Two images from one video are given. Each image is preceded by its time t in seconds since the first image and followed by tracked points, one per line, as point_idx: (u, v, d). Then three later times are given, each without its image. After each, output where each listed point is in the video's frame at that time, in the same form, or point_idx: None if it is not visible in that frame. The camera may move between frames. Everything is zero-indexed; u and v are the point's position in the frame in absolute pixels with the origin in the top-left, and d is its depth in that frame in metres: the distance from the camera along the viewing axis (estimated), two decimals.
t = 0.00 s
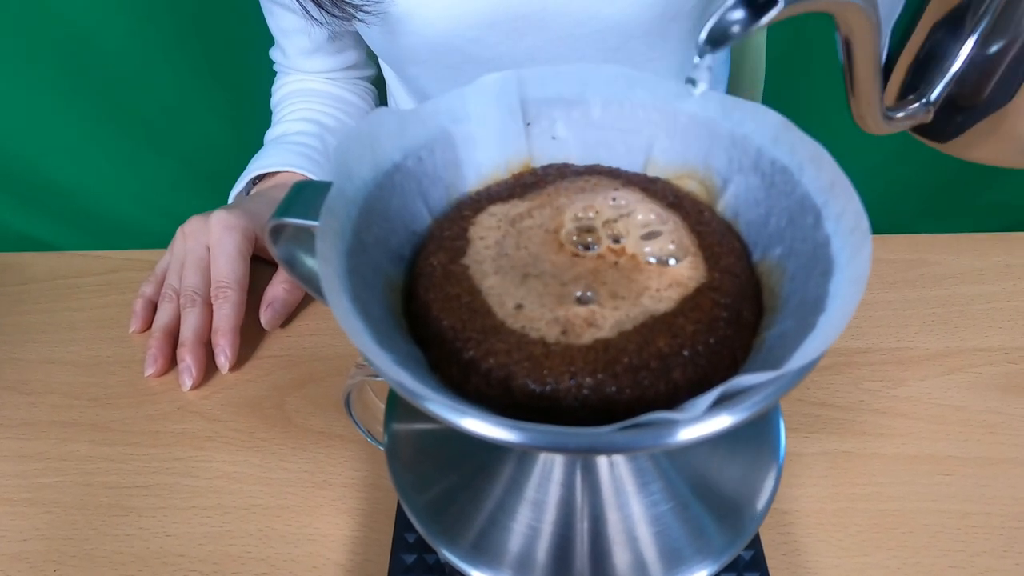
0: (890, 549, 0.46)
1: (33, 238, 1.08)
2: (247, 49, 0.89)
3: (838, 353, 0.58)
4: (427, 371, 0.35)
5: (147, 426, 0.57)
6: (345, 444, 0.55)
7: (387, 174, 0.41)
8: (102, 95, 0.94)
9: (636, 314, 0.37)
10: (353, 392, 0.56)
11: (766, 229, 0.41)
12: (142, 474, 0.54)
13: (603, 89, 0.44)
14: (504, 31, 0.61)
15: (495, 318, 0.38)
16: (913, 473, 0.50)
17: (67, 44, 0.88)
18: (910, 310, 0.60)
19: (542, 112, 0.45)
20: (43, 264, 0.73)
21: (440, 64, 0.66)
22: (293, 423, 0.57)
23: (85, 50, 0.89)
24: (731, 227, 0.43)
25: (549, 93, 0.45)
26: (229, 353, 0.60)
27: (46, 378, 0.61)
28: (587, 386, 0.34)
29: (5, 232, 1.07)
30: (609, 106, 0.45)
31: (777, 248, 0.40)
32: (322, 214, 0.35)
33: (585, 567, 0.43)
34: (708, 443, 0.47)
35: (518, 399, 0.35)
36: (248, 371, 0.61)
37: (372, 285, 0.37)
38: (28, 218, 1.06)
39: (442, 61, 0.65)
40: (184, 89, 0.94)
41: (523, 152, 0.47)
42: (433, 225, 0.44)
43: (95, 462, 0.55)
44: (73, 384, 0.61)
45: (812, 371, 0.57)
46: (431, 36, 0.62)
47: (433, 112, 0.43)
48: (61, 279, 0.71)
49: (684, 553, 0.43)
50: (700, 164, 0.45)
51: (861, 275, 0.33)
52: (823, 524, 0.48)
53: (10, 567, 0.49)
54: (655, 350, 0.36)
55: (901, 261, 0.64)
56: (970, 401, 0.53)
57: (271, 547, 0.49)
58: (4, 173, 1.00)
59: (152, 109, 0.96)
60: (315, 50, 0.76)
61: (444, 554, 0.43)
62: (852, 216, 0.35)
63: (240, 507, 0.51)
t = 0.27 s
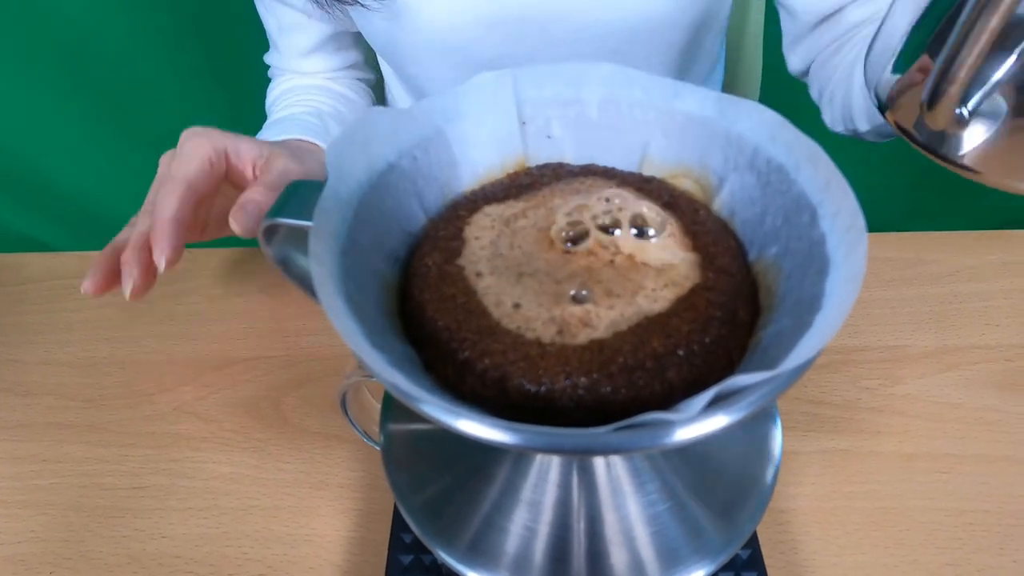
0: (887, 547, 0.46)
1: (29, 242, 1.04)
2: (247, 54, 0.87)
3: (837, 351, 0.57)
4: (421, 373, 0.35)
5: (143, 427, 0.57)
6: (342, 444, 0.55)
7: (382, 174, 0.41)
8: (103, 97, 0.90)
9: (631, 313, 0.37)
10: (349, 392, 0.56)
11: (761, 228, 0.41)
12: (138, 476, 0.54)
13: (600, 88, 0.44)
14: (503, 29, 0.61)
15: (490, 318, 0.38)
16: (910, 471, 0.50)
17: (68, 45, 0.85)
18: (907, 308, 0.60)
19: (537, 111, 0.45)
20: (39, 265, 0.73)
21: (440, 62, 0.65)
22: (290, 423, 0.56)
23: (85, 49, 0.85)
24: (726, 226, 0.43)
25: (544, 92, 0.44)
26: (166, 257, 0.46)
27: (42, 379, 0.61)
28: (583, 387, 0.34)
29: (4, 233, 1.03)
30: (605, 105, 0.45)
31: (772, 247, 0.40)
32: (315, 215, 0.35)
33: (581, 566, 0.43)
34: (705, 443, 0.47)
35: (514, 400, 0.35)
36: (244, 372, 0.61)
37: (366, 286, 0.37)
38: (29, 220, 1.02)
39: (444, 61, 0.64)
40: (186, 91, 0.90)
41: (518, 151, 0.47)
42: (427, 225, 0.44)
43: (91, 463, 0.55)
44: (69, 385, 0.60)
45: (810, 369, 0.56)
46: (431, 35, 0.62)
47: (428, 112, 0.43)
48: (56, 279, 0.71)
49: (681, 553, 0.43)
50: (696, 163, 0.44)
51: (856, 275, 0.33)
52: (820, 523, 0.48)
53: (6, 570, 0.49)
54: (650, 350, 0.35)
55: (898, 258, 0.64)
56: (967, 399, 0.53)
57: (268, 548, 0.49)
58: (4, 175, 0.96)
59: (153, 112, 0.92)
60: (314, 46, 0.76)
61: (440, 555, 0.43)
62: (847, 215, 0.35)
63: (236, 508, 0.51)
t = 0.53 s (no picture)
0: (885, 547, 0.46)
1: (27, 243, 1.03)
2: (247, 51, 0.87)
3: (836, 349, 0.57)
4: (418, 373, 0.34)
5: (141, 427, 0.57)
6: (340, 444, 0.55)
7: (377, 173, 0.40)
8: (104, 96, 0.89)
9: (628, 313, 0.37)
10: (346, 392, 0.56)
11: (758, 227, 0.41)
12: (136, 476, 0.54)
13: (597, 86, 0.44)
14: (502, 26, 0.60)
15: (487, 318, 0.38)
16: (909, 470, 0.50)
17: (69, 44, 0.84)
18: (906, 306, 0.60)
19: (533, 110, 0.45)
20: (37, 265, 0.72)
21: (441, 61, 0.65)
22: (288, 423, 0.56)
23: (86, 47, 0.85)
24: (724, 224, 0.43)
25: (540, 91, 0.44)
26: None
27: (39, 379, 0.61)
28: (580, 387, 0.34)
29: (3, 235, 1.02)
30: (601, 104, 0.44)
31: (769, 246, 0.39)
32: (310, 215, 0.35)
33: (578, 566, 0.42)
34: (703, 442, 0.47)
35: (511, 400, 0.34)
36: (242, 372, 0.60)
37: (362, 287, 0.37)
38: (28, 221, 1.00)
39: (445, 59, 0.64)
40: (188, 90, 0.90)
41: (514, 150, 0.46)
42: (424, 225, 0.44)
43: (89, 464, 0.55)
44: (67, 385, 0.60)
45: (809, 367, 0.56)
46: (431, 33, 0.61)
47: (424, 110, 0.43)
48: (54, 279, 0.71)
49: (680, 553, 0.43)
50: (693, 161, 0.44)
51: (853, 274, 0.32)
52: (819, 522, 0.48)
53: (4, 570, 0.49)
54: (647, 349, 0.35)
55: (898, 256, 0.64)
56: (967, 398, 0.53)
57: (267, 548, 0.49)
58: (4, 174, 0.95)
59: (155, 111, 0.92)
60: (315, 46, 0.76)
61: (437, 556, 0.43)
62: (844, 213, 0.35)
63: (234, 509, 0.51)
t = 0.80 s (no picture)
0: (883, 547, 0.46)
1: (25, 244, 1.03)
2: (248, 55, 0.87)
3: (833, 349, 0.58)
4: (416, 373, 0.35)
5: (139, 428, 0.57)
6: (339, 445, 0.55)
7: (376, 175, 0.41)
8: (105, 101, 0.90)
9: (625, 313, 0.37)
10: (345, 393, 0.56)
11: (755, 228, 0.41)
12: (135, 477, 0.54)
13: (594, 87, 0.45)
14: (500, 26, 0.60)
15: (485, 319, 0.38)
16: (906, 470, 0.50)
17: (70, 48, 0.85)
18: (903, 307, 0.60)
19: (531, 111, 0.45)
20: (35, 267, 0.72)
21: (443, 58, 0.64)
22: (287, 424, 0.56)
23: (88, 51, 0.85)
24: (720, 225, 0.43)
25: (537, 92, 0.45)
26: None
27: (37, 381, 0.61)
28: (577, 387, 0.34)
29: None
30: (599, 105, 0.45)
31: (765, 246, 0.40)
32: (308, 216, 0.35)
33: (577, 566, 0.43)
34: (699, 443, 0.47)
35: (508, 400, 0.35)
36: (241, 373, 0.60)
37: (360, 288, 0.37)
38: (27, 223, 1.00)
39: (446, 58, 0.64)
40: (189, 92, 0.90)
41: (512, 151, 0.46)
42: (422, 226, 0.44)
43: (87, 465, 0.55)
44: (65, 387, 0.60)
45: (806, 368, 0.57)
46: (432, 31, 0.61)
47: (423, 111, 0.43)
48: (52, 281, 0.71)
49: (677, 553, 0.43)
50: (689, 162, 0.44)
51: (849, 273, 0.32)
52: (817, 522, 0.48)
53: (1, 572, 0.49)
54: (643, 349, 0.36)
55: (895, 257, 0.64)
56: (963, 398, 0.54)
57: (265, 549, 0.49)
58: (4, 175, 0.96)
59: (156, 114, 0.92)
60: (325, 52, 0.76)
61: (436, 556, 0.43)
62: (840, 213, 0.35)
63: (233, 509, 0.51)
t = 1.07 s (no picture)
0: (882, 544, 0.46)
1: (22, 247, 1.02)
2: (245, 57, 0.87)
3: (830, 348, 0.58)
4: (408, 373, 0.35)
5: (137, 430, 0.57)
6: (336, 446, 0.55)
7: (368, 174, 0.41)
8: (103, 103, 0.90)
9: (617, 312, 0.37)
10: (341, 393, 0.57)
11: (747, 226, 0.41)
12: (132, 479, 0.54)
13: (587, 86, 0.45)
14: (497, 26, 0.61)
15: (477, 318, 0.38)
16: (904, 468, 0.50)
17: (69, 51, 0.85)
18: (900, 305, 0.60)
19: (524, 111, 0.45)
20: (32, 270, 0.72)
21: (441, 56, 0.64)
22: (284, 425, 0.56)
23: (85, 54, 0.85)
24: (713, 223, 0.43)
25: (530, 91, 0.45)
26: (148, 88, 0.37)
27: (34, 382, 0.61)
28: (570, 385, 0.34)
29: None
30: (591, 103, 0.45)
31: (758, 244, 0.40)
32: (300, 216, 0.36)
33: (572, 565, 0.43)
34: (694, 441, 0.47)
35: (500, 398, 0.35)
36: (239, 374, 0.60)
37: (352, 287, 0.37)
38: (24, 226, 1.00)
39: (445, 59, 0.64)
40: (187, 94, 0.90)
41: (505, 149, 0.46)
42: (415, 225, 0.44)
43: (85, 467, 0.55)
44: (63, 388, 0.60)
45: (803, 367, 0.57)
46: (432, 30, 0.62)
47: (415, 110, 0.43)
48: (49, 283, 0.71)
49: (673, 551, 0.43)
50: (682, 160, 0.44)
51: (839, 269, 0.32)
52: (815, 520, 0.48)
53: None
54: (635, 347, 0.36)
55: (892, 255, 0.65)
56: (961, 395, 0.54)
57: (263, 550, 0.49)
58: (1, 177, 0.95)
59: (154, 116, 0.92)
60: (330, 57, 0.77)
61: (432, 556, 0.43)
62: (832, 210, 0.35)
63: (231, 510, 0.51)
